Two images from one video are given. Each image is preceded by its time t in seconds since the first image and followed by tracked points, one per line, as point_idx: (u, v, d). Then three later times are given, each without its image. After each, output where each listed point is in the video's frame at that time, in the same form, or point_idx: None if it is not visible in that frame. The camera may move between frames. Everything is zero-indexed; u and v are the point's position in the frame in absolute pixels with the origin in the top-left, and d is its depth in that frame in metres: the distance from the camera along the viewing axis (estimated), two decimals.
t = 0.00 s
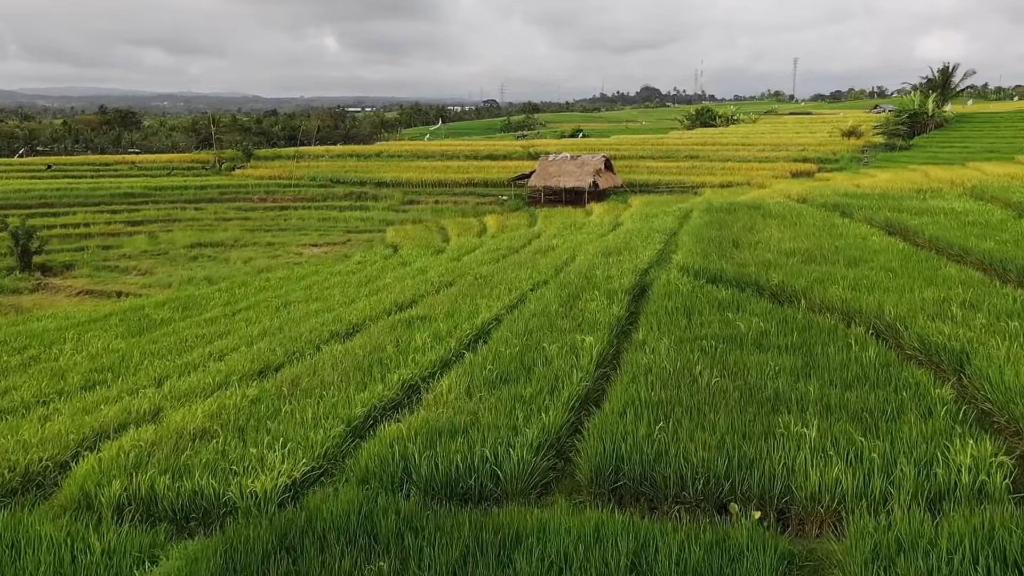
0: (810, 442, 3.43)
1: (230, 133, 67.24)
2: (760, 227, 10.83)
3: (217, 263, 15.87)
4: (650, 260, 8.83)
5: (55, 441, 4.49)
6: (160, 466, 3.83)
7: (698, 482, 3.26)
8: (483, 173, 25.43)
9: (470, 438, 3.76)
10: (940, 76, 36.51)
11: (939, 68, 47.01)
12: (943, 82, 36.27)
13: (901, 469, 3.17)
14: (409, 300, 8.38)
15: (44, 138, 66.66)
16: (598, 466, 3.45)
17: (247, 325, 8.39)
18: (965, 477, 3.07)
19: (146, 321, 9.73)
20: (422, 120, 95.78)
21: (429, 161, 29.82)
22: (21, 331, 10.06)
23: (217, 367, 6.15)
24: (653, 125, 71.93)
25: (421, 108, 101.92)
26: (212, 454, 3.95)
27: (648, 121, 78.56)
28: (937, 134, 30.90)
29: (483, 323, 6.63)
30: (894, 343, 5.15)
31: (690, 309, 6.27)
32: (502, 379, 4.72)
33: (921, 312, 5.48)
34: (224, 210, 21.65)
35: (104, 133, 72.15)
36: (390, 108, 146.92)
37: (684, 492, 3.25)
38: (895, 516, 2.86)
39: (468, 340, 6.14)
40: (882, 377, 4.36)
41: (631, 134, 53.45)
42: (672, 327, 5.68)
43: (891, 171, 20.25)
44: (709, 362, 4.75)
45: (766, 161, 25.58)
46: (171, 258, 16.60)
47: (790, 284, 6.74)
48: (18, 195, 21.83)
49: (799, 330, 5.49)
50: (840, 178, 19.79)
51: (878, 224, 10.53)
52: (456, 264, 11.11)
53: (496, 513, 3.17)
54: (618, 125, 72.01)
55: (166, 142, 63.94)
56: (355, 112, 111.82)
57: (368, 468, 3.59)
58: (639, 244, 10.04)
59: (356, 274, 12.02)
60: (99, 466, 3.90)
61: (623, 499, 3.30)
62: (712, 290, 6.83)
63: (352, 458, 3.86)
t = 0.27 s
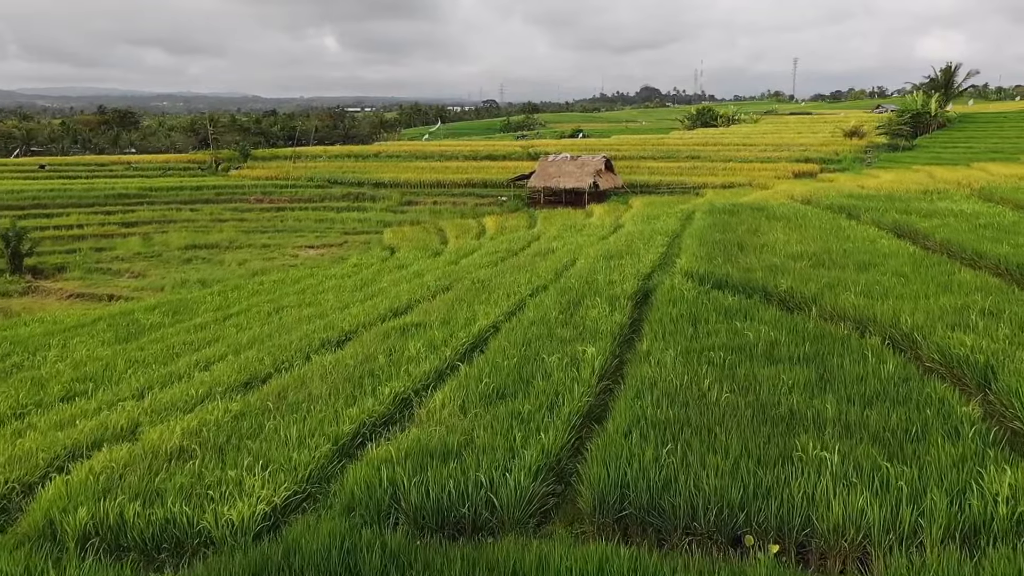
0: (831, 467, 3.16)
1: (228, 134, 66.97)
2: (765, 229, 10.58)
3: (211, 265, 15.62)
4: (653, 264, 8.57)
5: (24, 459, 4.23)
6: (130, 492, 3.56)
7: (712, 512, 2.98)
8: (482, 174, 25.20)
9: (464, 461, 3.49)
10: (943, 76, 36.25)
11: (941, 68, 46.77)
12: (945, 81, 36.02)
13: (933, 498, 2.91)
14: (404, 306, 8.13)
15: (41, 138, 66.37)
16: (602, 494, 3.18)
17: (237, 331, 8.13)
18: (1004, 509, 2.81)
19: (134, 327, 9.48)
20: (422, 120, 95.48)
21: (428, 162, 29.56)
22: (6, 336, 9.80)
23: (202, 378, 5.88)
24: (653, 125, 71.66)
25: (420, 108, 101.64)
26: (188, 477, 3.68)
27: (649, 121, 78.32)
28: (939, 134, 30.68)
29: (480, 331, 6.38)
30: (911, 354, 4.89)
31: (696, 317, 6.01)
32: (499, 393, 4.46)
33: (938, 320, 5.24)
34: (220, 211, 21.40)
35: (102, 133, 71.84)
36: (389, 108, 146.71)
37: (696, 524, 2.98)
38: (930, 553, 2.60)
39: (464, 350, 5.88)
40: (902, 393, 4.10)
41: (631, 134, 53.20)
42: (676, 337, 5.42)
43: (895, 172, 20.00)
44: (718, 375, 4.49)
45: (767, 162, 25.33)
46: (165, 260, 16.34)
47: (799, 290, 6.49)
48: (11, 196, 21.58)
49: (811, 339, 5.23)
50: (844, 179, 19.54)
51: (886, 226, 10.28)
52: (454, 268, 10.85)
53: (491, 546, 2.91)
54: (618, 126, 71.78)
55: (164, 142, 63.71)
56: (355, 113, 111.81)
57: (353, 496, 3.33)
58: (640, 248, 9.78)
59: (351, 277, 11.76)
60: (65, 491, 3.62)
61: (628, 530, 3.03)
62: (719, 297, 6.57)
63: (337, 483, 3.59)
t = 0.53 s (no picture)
0: (856, 497, 2.90)
1: (227, 133, 66.69)
2: (770, 231, 10.32)
3: (205, 267, 15.35)
4: (655, 268, 8.32)
5: None
6: (95, 520, 3.28)
7: (728, 548, 2.72)
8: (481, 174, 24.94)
9: (457, 488, 3.22)
10: (945, 75, 36.00)
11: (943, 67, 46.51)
12: (948, 81, 35.77)
13: (971, 533, 2.64)
14: (398, 312, 7.86)
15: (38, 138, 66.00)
16: (606, 526, 2.92)
17: (226, 338, 7.86)
18: None
19: (122, 332, 9.22)
20: (421, 120, 95.15)
21: (426, 162, 29.29)
22: None
23: (185, 389, 5.61)
24: (653, 125, 71.39)
25: (420, 108, 101.32)
26: (159, 503, 3.40)
27: (648, 121, 78.08)
28: (942, 134, 30.45)
29: (476, 340, 6.12)
30: (930, 366, 4.63)
31: (701, 325, 5.76)
32: (495, 409, 4.20)
33: (957, 330, 4.98)
34: (215, 212, 21.14)
35: (100, 133, 71.51)
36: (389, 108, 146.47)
37: (710, 561, 2.72)
38: None
39: (460, 360, 5.62)
40: (926, 410, 3.84)
41: (631, 134, 52.95)
42: (682, 347, 5.16)
43: (899, 172, 19.75)
44: (728, 390, 4.23)
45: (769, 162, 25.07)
46: (158, 262, 16.07)
47: (809, 297, 6.23)
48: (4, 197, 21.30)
49: (825, 351, 4.97)
50: (847, 179, 19.29)
51: (893, 229, 10.04)
52: (450, 271, 10.59)
53: None
54: (617, 126, 71.54)
55: (162, 142, 63.43)
56: (354, 113, 111.45)
57: (336, 526, 3.06)
58: (642, 251, 9.52)
59: (346, 281, 11.50)
60: (26, 519, 3.34)
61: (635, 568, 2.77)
62: (725, 304, 6.31)
63: (320, 510, 3.32)
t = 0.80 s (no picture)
0: (883, 529, 2.65)
1: (226, 133, 66.47)
2: (776, 234, 10.08)
3: (199, 269, 15.11)
4: (658, 272, 8.07)
5: None
6: (57, 550, 3.02)
7: None
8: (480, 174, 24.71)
9: (448, 517, 2.97)
10: (948, 74, 35.71)
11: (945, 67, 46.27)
12: (950, 80, 35.48)
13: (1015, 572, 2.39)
14: (393, 317, 7.61)
15: (36, 138, 65.71)
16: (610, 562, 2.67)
17: (216, 344, 7.60)
18: None
19: (110, 337, 8.99)
20: (420, 120, 94.90)
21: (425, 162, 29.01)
22: None
23: (168, 399, 5.36)
24: (653, 125, 71.11)
25: (419, 108, 101.04)
26: (128, 531, 3.14)
27: (648, 121, 77.85)
28: (945, 134, 30.23)
29: (473, 349, 5.87)
30: (950, 378, 4.38)
31: (708, 333, 5.51)
32: (491, 426, 3.94)
33: (977, 339, 4.73)
34: (211, 213, 20.90)
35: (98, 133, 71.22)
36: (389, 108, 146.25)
37: None
38: None
39: (455, 370, 5.38)
40: (950, 428, 3.60)
41: (631, 134, 52.65)
42: (688, 358, 4.91)
43: (903, 173, 19.49)
44: (738, 405, 3.98)
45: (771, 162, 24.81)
46: (151, 263, 15.83)
47: (819, 303, 5.98)
48: None
49: (838, 362, 4.72)
50: (851, 180, 19.07)
51: (901, 230, 9.81)
52: (448, 274, 10.34)
53: None
54: (617, 125, 71.31)
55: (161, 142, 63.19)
56: (354, 113, 111.22)
57: (316, 560, 2.81)
58: (643, 254, 9.27)
59: (342, 284, 11.27)
60: None
61: None
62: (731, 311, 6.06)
63: (300, 540, 3.07)
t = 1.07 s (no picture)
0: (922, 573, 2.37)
1: (224, 133, 66.12)
2: (782, 237, 9.80)
3: (192, 272, 14.83)
4: (662, 277, 7.79)
5: None
6: None
7: None
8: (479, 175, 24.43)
9: (438, 556, 2.68)
10: (950, 73, 35.45)
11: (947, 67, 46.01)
12: (953, 80, 35.22)
13: None
14: (387, 324, 7.34)
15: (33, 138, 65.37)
16: None
17: (202, 352, 7.32)
18: None
19: (96, 343, 8.71)
20: (420, 120, 94.55)
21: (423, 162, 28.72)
22: None
23: (147, 413, 5.08)
24: (655, 125, 70.96)
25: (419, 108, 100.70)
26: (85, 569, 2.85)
27: (648, 121, 77.55)
28: (948, 134, 29.95)
29: (469, 359, 5.60)
30: (976, 394, 4.11)
31: (715, 344, 5.24)
32: (486, 449, 3.66)
33: (1002, 351, 4.45)
34: (206, 214, 20.62)
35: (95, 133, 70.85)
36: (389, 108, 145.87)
37: None
38: None
39: (449, 383, 5.10)
40: (983, 452, 3.33)
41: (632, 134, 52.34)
42: (696, 371, 4.63)
43: (907, 173, 19.24)
44: (751, 425, 3.70)
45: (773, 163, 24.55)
46: (144, 265, 15.54)
47: (832, 311, 5.70)
48: None
49: (855, 376, 4.45)
50: (855, 180, 18.80)
51: (910, 233, 9.54)
52: (445, 278, 10.06)
53: None
54: (617, 125, 71.02)
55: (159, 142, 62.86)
56: (354, 113, 110.93)
57: None
58: (646, 257, 9.00)
59: (336, 288, 10.99)
60: None
61: None
62: (739, 319, 5.79)
63: None
